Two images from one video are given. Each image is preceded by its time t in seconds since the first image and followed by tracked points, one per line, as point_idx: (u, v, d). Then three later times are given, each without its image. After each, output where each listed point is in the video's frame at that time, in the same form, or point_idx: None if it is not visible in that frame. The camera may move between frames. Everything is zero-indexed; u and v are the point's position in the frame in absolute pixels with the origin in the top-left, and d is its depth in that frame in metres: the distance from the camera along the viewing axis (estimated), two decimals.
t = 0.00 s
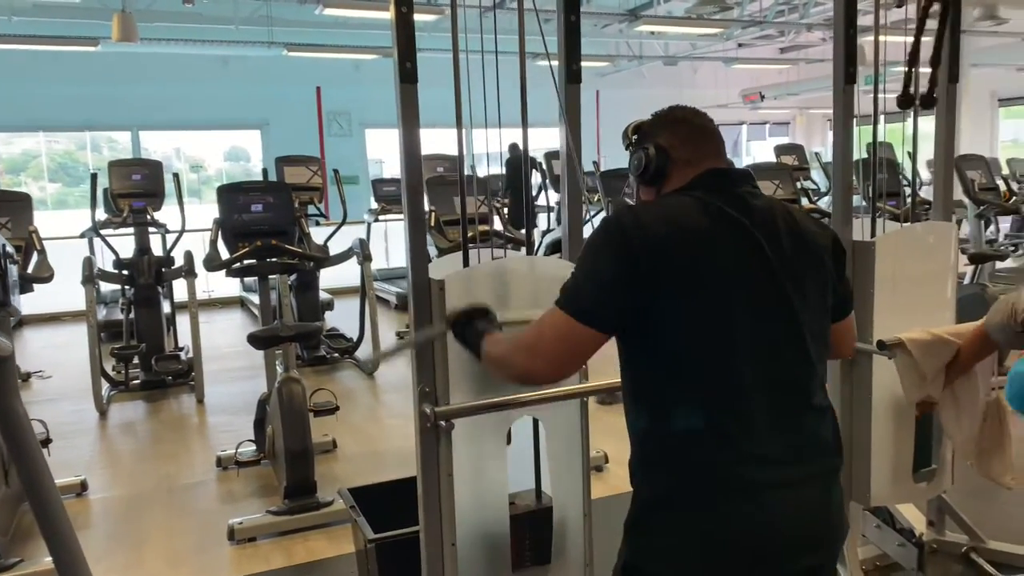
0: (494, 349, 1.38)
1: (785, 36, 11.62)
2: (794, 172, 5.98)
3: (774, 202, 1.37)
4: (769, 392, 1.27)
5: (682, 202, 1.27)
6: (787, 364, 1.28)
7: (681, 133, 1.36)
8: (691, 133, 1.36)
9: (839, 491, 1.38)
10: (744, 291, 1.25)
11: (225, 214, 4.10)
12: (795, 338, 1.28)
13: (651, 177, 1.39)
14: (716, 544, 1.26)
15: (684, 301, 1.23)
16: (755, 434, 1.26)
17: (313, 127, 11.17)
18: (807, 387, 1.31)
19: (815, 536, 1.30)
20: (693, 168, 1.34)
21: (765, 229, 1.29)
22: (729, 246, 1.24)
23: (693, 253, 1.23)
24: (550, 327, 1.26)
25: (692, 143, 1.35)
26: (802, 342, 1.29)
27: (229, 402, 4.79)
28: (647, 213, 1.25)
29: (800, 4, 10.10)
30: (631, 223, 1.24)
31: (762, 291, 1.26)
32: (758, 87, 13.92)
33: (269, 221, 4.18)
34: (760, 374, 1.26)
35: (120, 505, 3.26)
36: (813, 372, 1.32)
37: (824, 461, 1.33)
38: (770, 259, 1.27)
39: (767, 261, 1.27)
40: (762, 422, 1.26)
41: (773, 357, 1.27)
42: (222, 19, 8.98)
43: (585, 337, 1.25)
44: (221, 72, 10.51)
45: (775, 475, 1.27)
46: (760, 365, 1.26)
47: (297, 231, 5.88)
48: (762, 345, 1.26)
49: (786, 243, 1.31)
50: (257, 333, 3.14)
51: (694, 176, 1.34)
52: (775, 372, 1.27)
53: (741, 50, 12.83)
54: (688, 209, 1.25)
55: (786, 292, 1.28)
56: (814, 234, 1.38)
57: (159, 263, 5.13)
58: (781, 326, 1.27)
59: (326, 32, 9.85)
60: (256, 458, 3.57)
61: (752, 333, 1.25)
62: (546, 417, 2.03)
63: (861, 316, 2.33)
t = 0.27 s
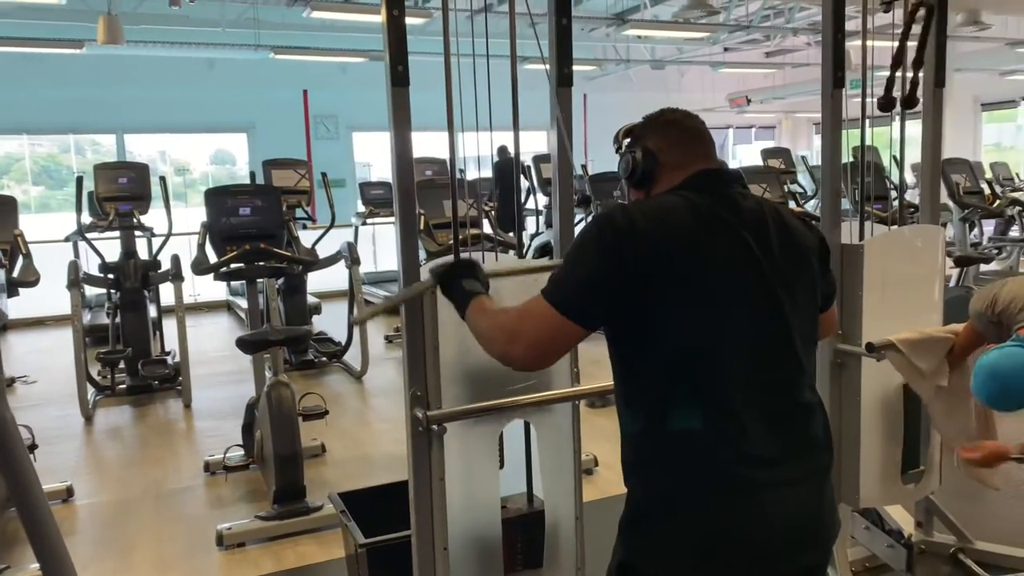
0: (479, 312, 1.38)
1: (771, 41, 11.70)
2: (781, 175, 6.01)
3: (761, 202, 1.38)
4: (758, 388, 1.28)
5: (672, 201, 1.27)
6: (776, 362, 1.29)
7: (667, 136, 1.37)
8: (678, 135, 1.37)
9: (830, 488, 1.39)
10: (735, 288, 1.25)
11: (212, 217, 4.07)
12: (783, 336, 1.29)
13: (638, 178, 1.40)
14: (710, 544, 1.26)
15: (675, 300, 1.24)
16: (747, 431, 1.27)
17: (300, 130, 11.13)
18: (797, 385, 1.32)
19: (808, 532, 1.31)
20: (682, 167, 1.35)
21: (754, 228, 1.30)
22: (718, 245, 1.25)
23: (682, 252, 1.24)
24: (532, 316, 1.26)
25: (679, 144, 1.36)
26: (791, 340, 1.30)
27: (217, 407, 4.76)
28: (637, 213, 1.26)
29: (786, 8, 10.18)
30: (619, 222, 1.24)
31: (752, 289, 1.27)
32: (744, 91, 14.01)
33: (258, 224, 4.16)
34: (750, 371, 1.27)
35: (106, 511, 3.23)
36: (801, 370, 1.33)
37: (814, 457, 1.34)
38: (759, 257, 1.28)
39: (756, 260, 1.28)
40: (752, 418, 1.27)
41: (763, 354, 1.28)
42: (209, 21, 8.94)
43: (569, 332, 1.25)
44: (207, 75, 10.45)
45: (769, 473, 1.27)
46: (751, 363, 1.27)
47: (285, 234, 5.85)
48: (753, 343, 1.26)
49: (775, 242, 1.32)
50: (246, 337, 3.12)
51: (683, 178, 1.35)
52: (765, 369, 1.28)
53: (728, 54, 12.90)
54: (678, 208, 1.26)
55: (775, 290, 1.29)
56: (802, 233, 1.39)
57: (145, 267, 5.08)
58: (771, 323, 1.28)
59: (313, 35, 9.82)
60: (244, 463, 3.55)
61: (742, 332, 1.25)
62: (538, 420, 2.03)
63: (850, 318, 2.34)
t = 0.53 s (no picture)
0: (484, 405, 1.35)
1: (762, 47, 11.76)
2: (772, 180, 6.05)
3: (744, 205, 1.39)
4: (742, 392, 1.29)
5: (657, 207, 1.28)
6: (760, 364, 1.30)
7: (651, 141, 1.37)
8: (661, 139, 1.37)
9: (812, 487, 1.40)
10: (720, 291, 1.26)
11: (204, 218, 4.05)
12: (767, 338, 1.30)
13: (622, 183, 1.41)
14: (697, 547, 1.27)
15: (661, 305, 1.24)
16: (733, 434, 1.27)
17: (292, 132, 11.11)
18: (780, 387, 1.33)
19: (793, 531, 1.32)
20: (665, 172, 1.36)
21: (737, 231, 1.31)
22: (703, 250, 1.26)
23: (668, 257, 1.24)
24: (531, 332, 1.25)
25: (662, 148, 1.37)
26: (774, 343, 1.31)
27: (207, 409, 4.74)
28: (622, 220, 1.26)
29: (777, 15, 10.25)
30: (604, 230, 1.24)
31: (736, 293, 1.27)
32: (735, 96, 14.09)
33: (249, 226, 4.15)
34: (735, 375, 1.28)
35: (95, 513, 3.21)
36: (784, 372, 1.35)
37: (797, 458, 1.36)
38: (744, 261, 1.29)
39: (740, 263, 1.28)
40: (737, 421, 1.28)
41: (747, 357, 1.28)
42: (201, 22, 8.91)
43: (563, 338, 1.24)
44: (198, 75, 10.41)
45: (754, 475, 1.28)
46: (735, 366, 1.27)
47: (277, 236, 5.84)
48: (737, 346, 1.27)
49: (757, 245, 1.33)
50: (237, 339, 3.11)
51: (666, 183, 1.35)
52: (748, 371, 1.29)
53: (719, 59, 12.97)
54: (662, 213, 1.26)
55: (759, 293, 1.30)
56: (784, 236, 1.40)
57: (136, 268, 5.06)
58: (755, 327, 1.29)
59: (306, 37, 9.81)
60: (235, 465, 3.53)
61: (727, 336, 1.26)
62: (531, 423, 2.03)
63: (842, 323, 2.35)
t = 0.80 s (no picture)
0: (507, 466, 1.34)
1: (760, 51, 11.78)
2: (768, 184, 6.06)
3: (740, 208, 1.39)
4: (732, 395, 1.29)
5: (652, 209, 1.28)
6: (750, 367, 1.30)
7: (655, 134, 1.36)
8: (665, 133, 1.36)
9: (800, 490, 1.41)
10: (711, 295, 1.26)
11: (200, 218, 4.04)
12: (757, 341, 1.31)
13: (625, 176, 1.40)
14: (683, 549, 1.27)
15: (654, 307, 1.24)
16: (722, 436, 1.28)
17: (289, 131, 11.11)
18: (769, 390, 1.34)
19: (779, 534, 1.33)
20: (668, 167, 1.35)
21: (731, 235, 1.31)
22: (697, 253, 1.26)
23: (661, 259, 1.24)
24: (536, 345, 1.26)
25: (665, 141, 1.36)
26: (763, 347, 1.32)
27: (201, 408, 4.73)
28: (617, 221, 1.26)
29: (775, 19, 10.28)
30: (599, 230, 1.24)
31: (728, 296, 1.27)
32: (733, 100, 14.12)
33: (246, 226, 4.14)
34: (724, 378, 1.28)
35: (88, 513, 3.20)
36: (774, 375, 1.35)
37: (785, 461, 1.36)
38: (737, 265, 1.29)
39: (733, 267, 1.28)
40: (726, 424, 1.28)
41: (738, 361, 1.29)
42: (199, 21, 8.90)
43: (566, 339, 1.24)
44: (196, 74, 10.40)
45: (742, 478, 1.29)
46: (726, 369, 1.28)
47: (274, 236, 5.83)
48: (728, 349, 1.28)
49: (751, 249, 1.33)
50: (233, 339, 3.10)
51: (668, 179, 1.35)
52: (739, 374, 1.29)
53: (717, 63, 13.00)
54: (657, 215, 1.26)
55: (750, 297, 1.30)
56: (778, 240, 1.40)
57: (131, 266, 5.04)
58: (746, 330, 1.29)
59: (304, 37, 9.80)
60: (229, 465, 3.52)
61: (718, 340, 1.26)
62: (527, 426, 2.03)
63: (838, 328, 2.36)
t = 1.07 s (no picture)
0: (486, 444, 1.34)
1: (760, 54, 11.79)
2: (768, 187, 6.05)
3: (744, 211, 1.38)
4: (732, 398, 1.29)
5: (654, 211, 1.27)
6: (751, 371, 1.30)
7: (658, 138, 1.37)
8: (668, 136, 1.37)
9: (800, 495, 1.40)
10: (712, 298, 1.26)
11: (199, 216, 4.03)
12: (759, 345, 1.30)
13: (628, 180, 1.40)
14: (680, 552, 1.27)
15: (654, 309, 1.24)
16: (721, 439, 1.27)
17: (288, 130, 11.10)
18: (770, 394, 1.33)
19: (778, 539, 1.32)
20: (671, 170, 1.35)
21: (734, 238, 1.30)
22: (698, 255, 1.26)
23: (662, 261, 1.24)
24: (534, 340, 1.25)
25: (668, 143, 1.36)
26: (765, 351, 1.31)
27: (198, 407, 4.72)
28: (619, 223, 1.26)
29: (776, 23, 10.29)
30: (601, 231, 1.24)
31: (729, 299, 1.27)
32: (733, 103, 14.13)
33: (245, 224, 4.13)
34: (724, 382, 1.27)
35: (84, 511, 3.19)
36: (775, 379, 1.35)
37: (785, 466, 1.36)
38: (738, 268, 1.29)
39: (734, 269, 1.28)
40: (726, 427, 1.28)
41: (738, 364, 1.28)
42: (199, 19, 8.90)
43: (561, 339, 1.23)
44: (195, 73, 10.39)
45: (741, 481, 1.28)
46: (726, 372, 1.27)
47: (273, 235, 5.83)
48: (729, 353, 1.27)
49: (754, 252, 1.32)
50: (231, 337, 3.10)
51: (671, 182, 1.35)
52: (740, 377, 1.29)
53: (717, 66, 13.01)
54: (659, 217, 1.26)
55: (752, 301, 1.30)
56: (781, 243, 1.39)
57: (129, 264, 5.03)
58: (747, 333, 1.29)
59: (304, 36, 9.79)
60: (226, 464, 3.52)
61: (719, 342, 1.26)
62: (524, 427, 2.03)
63: (836, 332, 2.36)
